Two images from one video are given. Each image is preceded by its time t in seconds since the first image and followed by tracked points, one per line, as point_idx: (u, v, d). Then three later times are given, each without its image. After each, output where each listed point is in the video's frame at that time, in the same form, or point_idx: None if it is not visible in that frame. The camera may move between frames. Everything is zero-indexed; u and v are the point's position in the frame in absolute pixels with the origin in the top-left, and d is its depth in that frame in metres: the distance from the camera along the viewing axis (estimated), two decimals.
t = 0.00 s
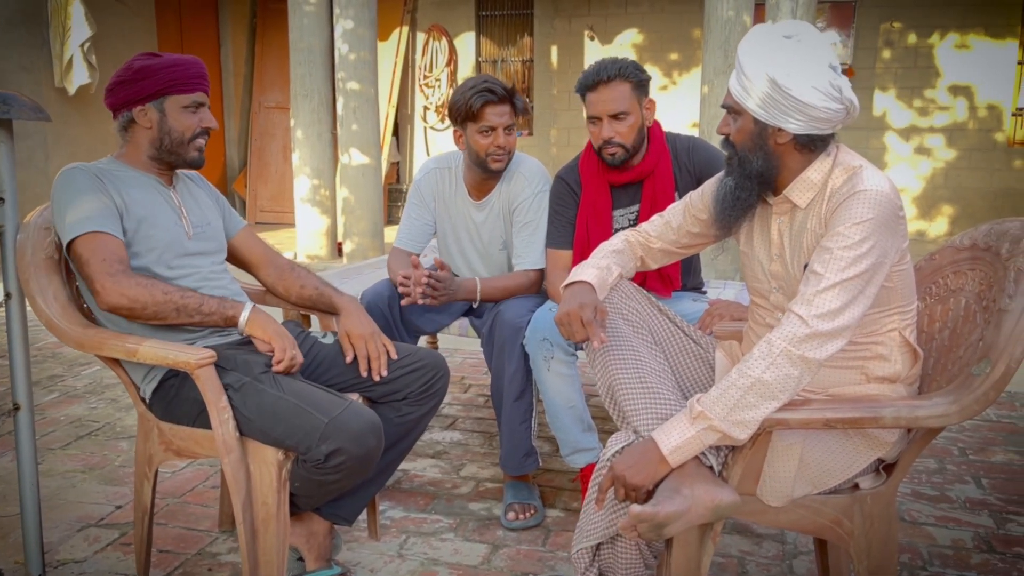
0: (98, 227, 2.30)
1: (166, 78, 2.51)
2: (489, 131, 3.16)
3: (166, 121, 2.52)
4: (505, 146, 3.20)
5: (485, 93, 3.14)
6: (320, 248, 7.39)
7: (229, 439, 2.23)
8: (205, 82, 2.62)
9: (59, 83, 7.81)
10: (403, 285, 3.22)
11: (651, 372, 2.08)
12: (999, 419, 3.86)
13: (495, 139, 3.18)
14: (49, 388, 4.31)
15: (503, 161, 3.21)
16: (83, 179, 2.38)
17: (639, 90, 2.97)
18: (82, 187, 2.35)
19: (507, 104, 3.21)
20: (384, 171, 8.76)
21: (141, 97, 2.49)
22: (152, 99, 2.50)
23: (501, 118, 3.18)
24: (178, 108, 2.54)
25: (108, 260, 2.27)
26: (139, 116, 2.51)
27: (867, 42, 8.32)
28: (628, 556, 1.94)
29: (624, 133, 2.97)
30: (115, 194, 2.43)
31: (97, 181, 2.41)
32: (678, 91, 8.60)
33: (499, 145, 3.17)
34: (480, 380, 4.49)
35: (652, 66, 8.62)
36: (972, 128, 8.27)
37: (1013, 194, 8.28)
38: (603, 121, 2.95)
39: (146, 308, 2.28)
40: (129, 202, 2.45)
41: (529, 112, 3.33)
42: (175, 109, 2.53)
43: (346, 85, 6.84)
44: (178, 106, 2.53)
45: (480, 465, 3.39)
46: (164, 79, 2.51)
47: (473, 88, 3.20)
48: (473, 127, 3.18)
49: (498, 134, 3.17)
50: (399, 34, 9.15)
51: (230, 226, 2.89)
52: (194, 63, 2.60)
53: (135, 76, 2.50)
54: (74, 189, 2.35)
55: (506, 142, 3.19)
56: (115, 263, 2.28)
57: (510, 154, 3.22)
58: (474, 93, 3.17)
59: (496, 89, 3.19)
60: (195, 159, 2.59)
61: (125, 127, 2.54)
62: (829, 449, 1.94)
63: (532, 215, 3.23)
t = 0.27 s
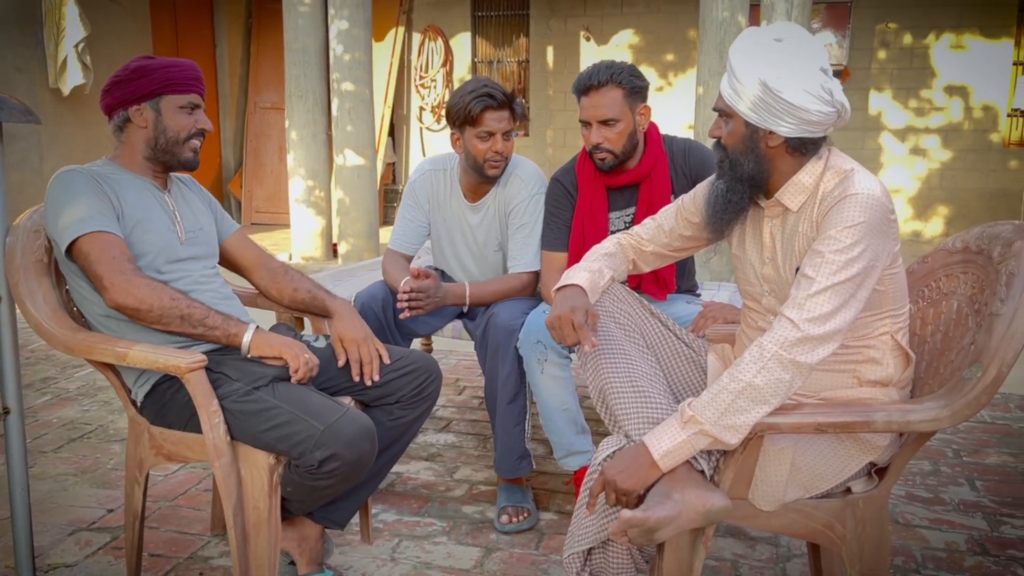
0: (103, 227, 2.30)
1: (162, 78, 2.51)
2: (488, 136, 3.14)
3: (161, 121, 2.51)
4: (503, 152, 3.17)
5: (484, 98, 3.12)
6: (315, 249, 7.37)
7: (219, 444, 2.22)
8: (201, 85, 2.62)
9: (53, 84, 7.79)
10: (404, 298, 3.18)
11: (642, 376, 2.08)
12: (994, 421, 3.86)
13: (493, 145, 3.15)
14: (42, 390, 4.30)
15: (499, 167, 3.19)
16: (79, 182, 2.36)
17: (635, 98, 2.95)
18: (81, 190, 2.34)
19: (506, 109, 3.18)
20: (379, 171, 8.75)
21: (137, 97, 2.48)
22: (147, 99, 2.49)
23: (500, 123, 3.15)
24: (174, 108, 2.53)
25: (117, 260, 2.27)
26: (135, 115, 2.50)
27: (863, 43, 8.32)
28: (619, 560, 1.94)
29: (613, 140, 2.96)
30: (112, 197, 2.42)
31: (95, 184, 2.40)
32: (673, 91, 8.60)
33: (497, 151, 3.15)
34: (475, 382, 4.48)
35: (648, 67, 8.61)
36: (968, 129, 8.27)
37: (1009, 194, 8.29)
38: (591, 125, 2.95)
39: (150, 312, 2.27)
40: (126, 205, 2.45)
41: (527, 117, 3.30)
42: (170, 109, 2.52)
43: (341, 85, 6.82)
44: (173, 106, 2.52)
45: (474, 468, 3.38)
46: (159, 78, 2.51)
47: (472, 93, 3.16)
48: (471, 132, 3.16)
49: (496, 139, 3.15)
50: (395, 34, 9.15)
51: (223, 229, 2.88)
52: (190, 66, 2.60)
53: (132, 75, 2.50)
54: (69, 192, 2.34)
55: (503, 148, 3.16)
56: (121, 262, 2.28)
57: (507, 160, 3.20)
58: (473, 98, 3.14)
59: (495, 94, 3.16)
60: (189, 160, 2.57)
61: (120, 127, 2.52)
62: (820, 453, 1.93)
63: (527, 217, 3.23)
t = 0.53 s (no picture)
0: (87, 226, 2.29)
1: (155, 76, 2.51)
2: (483, 137, 3.13)
3: (153, 117, 2.50)
4: (498, 154, 3.17)
5: (479, 99, 3.10)
6: (310, 249, 7.36)
7: (212, 445, 2.21)
8: (197, 86, 2.61)
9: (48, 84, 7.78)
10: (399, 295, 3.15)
11: (634, 377, 2.07)
12: (988, 421, 3.87)
13: (488, 146, 3.15)
14: (36, 391, 4.28)
15: (494, 169, 3.19)
16: (69, 181, 2.36)
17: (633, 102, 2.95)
18: (69, 189, 2.33)
19: (501, 110, 3.16)
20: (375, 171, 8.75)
21: (130, 94, 2.49)
22: (141, 96, 2.50)
23: (496, 125, 3.14)
24: (167, 106, 2.52)
25: (96, 261, 2.25)
26: (128, 112, 2.50)
27: (858, 43, 8.34)
28: (612, 562, 1.93)
29: (609, 141, 2.96)
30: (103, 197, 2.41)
31: (85, 183, 2.39)
32: (670, 91, 8.60)
33: (492, 152, 3.15)
34: (470, 383, 4.48)
35: (644, 67, 8.61)
36: (963, 129, 8.28)
37: (1004, 194, 8.30)
38: (588, 127, 2.94)
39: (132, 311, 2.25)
40: (117, 205, 2.44)
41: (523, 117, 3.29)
42: (163, 106, 2.52)
43: (337, 85, 6.82)
44: (166, 104, 2.52)
45: (468, 469, 3.38)
46: (153, 76, 2.51)
47: (468, 94, 3.15)
48: (466, 133, 3.15)
49: (492, 141, 3.14)
50: (391, 35, 9.14)
51: (217, 229, 2.87)
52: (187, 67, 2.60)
53: (128, 73, 2.51)
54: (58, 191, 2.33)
55: (499, 149, 3.16)
56: (102, 261, 2.26)
57: (502, 161, 3.20)
58: (468, 99, 3.12)
59: (491, 95, 3.13)
60: (181, 157, 2.54)
61: (115, 125, 2.53)
62: (813, 454, 1.93)
63: (523, 218, 3.23)
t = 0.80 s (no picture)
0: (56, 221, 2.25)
1: (147, 73, 2.51)
2: (477, 138, 3.13)
3: (147, 114, 2.50)
4: (494, 153, 3.17)
5: (472, 100, 3.08)
6: (307, 248, 7.35)
7: (209, 443, 2.21)
8: (190, 83, 2.61)
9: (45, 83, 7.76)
10: (384, 288, 3.17)
11: (632, 374, 2.07)
12: (985, 419, 3.87)
13: (483, 146, 3.15)
14: (33, 390, 4.27)
15: (490, 168, 3.20)
16: (59, 177, 2.35)
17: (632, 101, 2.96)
18: (56, 186, 2.32)
19: (495, 110, 3.15)
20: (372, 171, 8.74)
21: (123, 92, 2.49)
22: (134, 94, 2.50)
23: (490, 124, 3.14)
24: (160, 103, 2.52)
25: (52, 256, 2.21)
26: (122, 110, 2.50)
27: (855, 43, 8.35)
28: (610, 560, 1.93)
29: (607, 141, 2.96)
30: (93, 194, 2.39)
31: (75, 180, 2.37)
32: (667, 91, 8.60)
33: (488, 152, 3.15)
34: (467, 382, 4.48)
35: (641, 66, 8.62)
36: (960, 128, 8.29)
37: (1001, 194, 8.32)
38: (586, 126, 2.94)
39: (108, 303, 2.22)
40: (108, 202, 2.42)
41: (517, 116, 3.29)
42: (156, 103, 2.51)
43: (334, 84, 6.81)
44: (159, 100, 2.52)
45: (466, 467, 3.37)
46: (145, 73, 2.51)
47: (460, 95, 3.12)
48: (461, 134, 3.15)
49: (486, 141, 3.14)
50: (388, 34, 9.14)
51: (214, 227, 2.87)
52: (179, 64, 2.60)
53: (120, 72, 2.51)
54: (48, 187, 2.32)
55: (494, 149, 3.16)
56: (61, 258, 2.22)
57: (497, 161, 3.20)
58: (460, 100, 3.10)
59: (483, 95, 3.11)
60: (176, 152, 2.54)
61: (109, 124, 2.52)
62: (811, 452, 1.93)
63: (520, 217, 3.22)
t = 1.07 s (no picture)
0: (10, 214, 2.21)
1: (141, 69, 2.51)
2: (473, 134, 3.13)
3: (142, 110, 2.50)
4: (489, 150, 3.16)
5: (467, 96, 3.10)
6: (305, 247, 7.34)
7: (208, 440, 2.20)
8: (184, 79, 2.61)
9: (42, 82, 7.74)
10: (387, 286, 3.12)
11: (632, 371, 2.07)
12: (983, 417, 3.88)
13: (478, 142, 3.14)
14: (30, 389, 4.26)
15: (486, 165, 3.19)
16: (43, 174, 2.32)
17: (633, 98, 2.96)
18: (36, 183, 2.29)
19: (491, 106, 3.15)
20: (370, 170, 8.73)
21: (118, 90, 2.49)
22: (128, 91, 2.50)
23: (485, 120, 3.14)
24: (155, 99, 2.52)
25: None
26: (117, 108, 2.50)
27: (853, 42, 8.37)
28: (610, 556, 1.93)
29: (607, 138, 2.96)
30: (77, 192, 2.37)
31: (58, 178, 2.35)
32: (665, 90, 8.61)
33: (483, 149, 3.14)
34: (466, 380, 4.47)
35: (639, 66, 8.62)
36: (957, 128, 8.31)
37: (998, 193, 8.33)
38: (586, 124, 2.94)
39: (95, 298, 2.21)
40: (95, 199, 2.40)
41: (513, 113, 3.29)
42: (151, 99, 2.51)
43: (332, 83, 6.80)
44: (154, 97, 2.52)
45: (465, 466, 3.37)
46: (139, 70, 2.51)
47: (457, 90, 3.15)
48: (457, 130, 3.16)
49: (481, 137, 3.13)
50: (386, 33, 9.13)
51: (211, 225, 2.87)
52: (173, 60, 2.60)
53: (114, 70, 2.52)
54: (39, 185, 2.29)
55: (490, 145, 3.15)
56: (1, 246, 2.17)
57: (493, 158, 3.19)
58: (457, 96, 3.12)
59: (479, 91, 3.13)
60: (173, 148, 2.54)
61: (105, 122, 2.52)
62: (811, 448, 1.93)
63: (517, 214, 3.21)
